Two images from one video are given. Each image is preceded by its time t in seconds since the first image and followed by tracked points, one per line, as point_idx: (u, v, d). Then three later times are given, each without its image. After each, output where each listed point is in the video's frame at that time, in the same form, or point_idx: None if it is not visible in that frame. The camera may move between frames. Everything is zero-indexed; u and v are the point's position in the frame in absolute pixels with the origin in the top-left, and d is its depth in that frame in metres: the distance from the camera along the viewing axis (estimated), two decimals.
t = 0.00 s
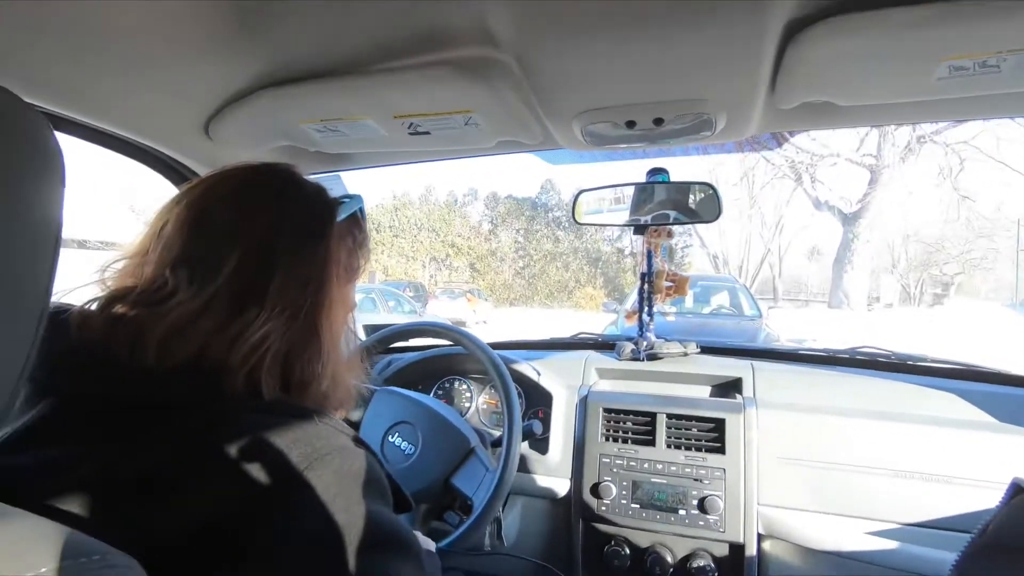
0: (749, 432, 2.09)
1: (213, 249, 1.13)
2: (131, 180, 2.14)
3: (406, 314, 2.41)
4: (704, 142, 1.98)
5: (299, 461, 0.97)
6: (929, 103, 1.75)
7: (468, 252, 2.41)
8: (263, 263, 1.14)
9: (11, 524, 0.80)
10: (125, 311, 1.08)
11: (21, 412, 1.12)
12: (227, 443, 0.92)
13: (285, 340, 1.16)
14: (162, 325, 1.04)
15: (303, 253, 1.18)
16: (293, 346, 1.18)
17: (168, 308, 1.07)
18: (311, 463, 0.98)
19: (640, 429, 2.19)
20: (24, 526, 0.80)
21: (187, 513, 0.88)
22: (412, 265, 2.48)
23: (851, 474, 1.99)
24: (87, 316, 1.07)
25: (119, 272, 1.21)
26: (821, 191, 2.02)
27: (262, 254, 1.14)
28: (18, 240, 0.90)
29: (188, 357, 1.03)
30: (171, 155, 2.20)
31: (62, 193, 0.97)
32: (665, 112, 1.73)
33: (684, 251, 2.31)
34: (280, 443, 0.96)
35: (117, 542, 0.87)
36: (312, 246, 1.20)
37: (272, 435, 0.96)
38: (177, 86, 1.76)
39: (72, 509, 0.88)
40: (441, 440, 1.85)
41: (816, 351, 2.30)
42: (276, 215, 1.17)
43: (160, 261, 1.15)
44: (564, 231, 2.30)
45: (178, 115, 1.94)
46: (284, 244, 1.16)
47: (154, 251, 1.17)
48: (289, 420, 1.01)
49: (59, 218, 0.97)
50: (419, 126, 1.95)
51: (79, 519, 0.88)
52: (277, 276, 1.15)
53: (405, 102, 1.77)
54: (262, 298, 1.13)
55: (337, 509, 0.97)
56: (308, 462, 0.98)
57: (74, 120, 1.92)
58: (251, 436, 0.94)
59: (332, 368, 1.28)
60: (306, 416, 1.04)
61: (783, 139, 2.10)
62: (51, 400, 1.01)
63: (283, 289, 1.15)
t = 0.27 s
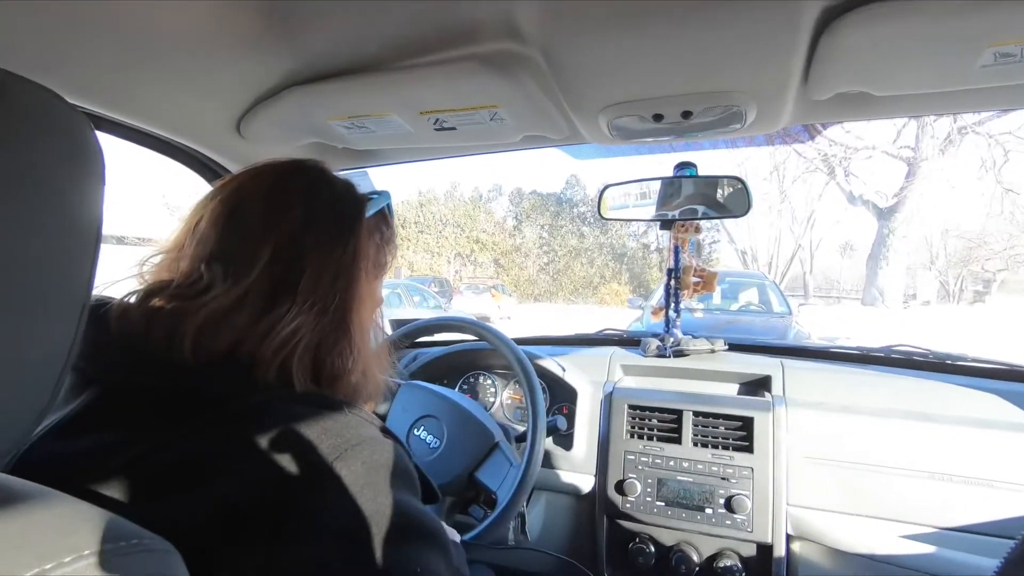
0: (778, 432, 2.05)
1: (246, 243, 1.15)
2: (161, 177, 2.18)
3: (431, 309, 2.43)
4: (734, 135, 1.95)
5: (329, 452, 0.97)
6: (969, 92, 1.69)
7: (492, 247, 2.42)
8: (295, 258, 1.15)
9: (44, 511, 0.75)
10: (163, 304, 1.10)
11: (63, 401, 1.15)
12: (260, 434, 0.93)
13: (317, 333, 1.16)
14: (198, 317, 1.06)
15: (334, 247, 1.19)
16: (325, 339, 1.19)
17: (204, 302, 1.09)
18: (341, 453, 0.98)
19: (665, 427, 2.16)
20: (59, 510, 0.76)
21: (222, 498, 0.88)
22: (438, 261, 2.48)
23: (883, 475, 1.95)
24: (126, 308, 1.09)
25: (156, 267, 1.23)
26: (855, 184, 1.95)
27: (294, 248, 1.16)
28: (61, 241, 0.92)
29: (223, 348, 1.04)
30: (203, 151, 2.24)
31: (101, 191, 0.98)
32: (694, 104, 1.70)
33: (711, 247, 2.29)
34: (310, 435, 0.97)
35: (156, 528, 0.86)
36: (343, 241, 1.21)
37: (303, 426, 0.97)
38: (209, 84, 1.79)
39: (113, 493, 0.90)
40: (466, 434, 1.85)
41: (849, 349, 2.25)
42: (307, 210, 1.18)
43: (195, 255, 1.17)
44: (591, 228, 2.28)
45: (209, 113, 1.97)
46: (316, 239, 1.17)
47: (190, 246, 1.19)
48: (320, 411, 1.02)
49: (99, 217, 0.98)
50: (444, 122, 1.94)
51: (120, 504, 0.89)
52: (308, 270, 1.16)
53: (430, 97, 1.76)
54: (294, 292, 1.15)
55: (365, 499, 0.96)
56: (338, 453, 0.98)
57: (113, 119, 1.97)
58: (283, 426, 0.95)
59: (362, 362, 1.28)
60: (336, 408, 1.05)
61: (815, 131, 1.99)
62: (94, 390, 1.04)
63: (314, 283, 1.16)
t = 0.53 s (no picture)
0: (799, 432, 2.01)
1: (266, 239, 1.15)
2: (183, 175, 2.21)
3: (450, 305, 2.45)
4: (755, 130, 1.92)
5: (347, 447, 0.97)
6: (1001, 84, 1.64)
7: (511, 244, 2.39)
8: (313, 254, 1.15)
9: (80, 504, 0.81)
10: (184, 300, 1.10)
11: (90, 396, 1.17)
12: (281, 428, 0.94)
13: (335, 328, 1.16)
14: (219, 313, 1.06)
15: (352, 243, 1.19)
16: (343, 335, 1.19)
17: (224, 297, 1.09)
18: (360, 448, 0.98)
19: (684, 426, 2.14)
20: (90, 502, 0.82)
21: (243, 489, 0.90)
22: (455, 257, 2.47)
23: (908, 477, 1.91)
24: (148, 303, 1.09)
25: (177, 263, 1.24)
26: (882, 179, 1.90)
27: (312, 245, 1.15)
28: (82, 237, 0.84)
29: (243, 344, 1.05)
30: (225, 150, 2.27)
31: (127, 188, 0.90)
32: (714, 99, 1.67)
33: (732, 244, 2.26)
34: (329, 429, 0.97)
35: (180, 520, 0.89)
36: (361, 237, 1.20)
37: (322, 421, 0.98)
38: (231, 84, 1.80)
39: (137, 485, 0.93)
40: (483, 430, 1.85)
41: (873, 348, 2.22)
42: (325, 206, 1.18)
43: (216, 251, 1.17)
44: (609, 224, 2.27)
45: (231, 112, 1.98)
46: (334, 235, 1.17)
47: (210, 242, 1.19)
48: (338, 406, 1.02)
49: (124, 214, 0.90)
50: (463, 119, 1.94)
51: (145, 496, 0.92)
52: (327, 266, 1.16)
53: (448, 94, 1.76)
54: (313, 288, 1.15)
55: (383, 494, 0.96)
56: (357, 449, 0.98)
57: (139, 119, 2.00)
58: (302, 420, 0.95)
59: (380, 358, 1.28)
60: (355, 404, 1.05)
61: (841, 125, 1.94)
62: (117, 384, 1.05)
63: (333, 279, 1.16)
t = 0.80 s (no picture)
0: (817, 431, 1.99)
1: (281, 236, 1.15)
2: (200, 172, 2.22)
3: (464, 302, 2.44)
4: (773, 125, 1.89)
5: (363, 442, 0.96)
6: None
7: (525, 241, 2.40)
8: (329, 251, 1.15)
9: (104, 495, 0.82)
10: (202, 296, 1.11)
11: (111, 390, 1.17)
12: (298, 423, 0.94)
13: (350, 325, 1.16)
14: (236, 310, 1.07)
15: (367, 240, 1.19)
16: (358, 331, 1.19)
17: (241, 294, 1.09)
18: (375, 442, 0.97)
19: (699, 424, 2.12)
20: (114, 494, 0.82)
21: (261, 482, 0.91)
22: (470, 254, 2.47)
23: (928, 477, 1.87)
24: (167, 299, 1.10)
25: (196, 258, 1.25)
26: (905, 174, 1.86)
27: (328, 242, 1.15)
28: (106, 235, 0.84)
29: (260, 340, 1.05)
30: (243, 148, 2.28)
31: (147, 187, 0.91)
32: (731, 94, 1.65)
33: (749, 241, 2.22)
34: (345, 424, 0.96)
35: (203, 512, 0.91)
36: (376, 233, 1.20)
37: (339, 415, 0.97)
38: (247, 82, 1.81)
39: (156, 477, 0.94)
40: (498, 427, 1.84)
41: (892, 346, 2.18)
42: (340, 204, 1.18)
43: (233, 248, 1.18)
44: (623, 222, 2.24)
45: (248, 111, 1.99)
46: (349, 232, 1.17)
47: (227, 239, 1.20)
48: (353, 401, 1.01)
49: (144, 212, 0.90)
50: (477, 115, 1.93)
51: (166, 488, 0.93)
52: (342, 263, 1.16)
53: (463, 91, 1.75)
54: (328, 284, 1.15)
55: (398, 489, 0.95)
56: (371, 444, 0.97)
57: (159, 118, 2.02)
58: (319, 415, 0.95)
59: (395, 354, 1.28)
60: (370, 398, 1.04)
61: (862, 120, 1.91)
62: (136, 378, 1.06)
63: (347, 276, 1.16)
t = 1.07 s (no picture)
0: (831, 429, 1.96)
1: (293, 233, 1.15)
2: (213, 170, 2.24)
3: (475, 298, 2.46)
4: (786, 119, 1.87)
5: (374, 437, 0.96)
6: None
7: (536, 237, 2.36)
8: (340, 248, 1.15)
9: (121, 489, 0.82)
10: (215, 293, 1.11)
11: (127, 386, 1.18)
12: (312, 419, 0.94)
13: (361, 322, 1.16)
14: (248, 307, 1.07)
15: (378, 237, 1.18)
16: (368, 328, 1.18)
17: (252, 291, 1.09)
18: (387, 438, 0.97)
19: (711, 420, 2.11)
20: (131, 488, 0.83)
21: (274, 477, 0.91)
22: (481, 251, 2.48)
23: (945, 476, 1.85)
24: (181, 296, 1.11)
25: (209, 256, 1.25)
26: (921, 168, 1.83)
27: (339, 238, 1.15)
28: (122, 234, 0.84)
29: (272, 337, 1.05)
30: (255, 146, 2.29)
31: (161, 185, 0.91)
32: (744, 88, 1.63)
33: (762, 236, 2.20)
34: (357, 419, 0.96)
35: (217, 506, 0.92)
36: (386, 230, 1.20)
37: (351, 411, 0.97)
38: (258, 80, 1.81)
39: (173, 472, 0.95)
40: (508, 423, 1.84)
41: (909, 343, 2.16)
42: (351, 201, 1.18)
43: (245, 245, 1.18)
44: (634, 217, 2.22)
45: (260, 109, 2.00)
46: (360, 229, 1.17)
47: (239, 236, 1.20)
48: (365, 398, 1.01)
49: (158, 211, 0.90)
50: (487, 112, 1.92)
51: (181, 483, 0.94)
52: (353, 260, 1.15)
53: (473, 87, 1.74)
54: (339, 281, 1.15)
55: (409, 485, 0.95)
56: (382, 439, 0.97)
57: (174, 117, 2.03)
58: (332, 411, 0.95)
59: (405, 351, 1.28)
60: (380, 395, 1.04)
61: (878, 112, 1.86)
62: (151, 375, 1.07)
63: (358, 272, 1.16)
